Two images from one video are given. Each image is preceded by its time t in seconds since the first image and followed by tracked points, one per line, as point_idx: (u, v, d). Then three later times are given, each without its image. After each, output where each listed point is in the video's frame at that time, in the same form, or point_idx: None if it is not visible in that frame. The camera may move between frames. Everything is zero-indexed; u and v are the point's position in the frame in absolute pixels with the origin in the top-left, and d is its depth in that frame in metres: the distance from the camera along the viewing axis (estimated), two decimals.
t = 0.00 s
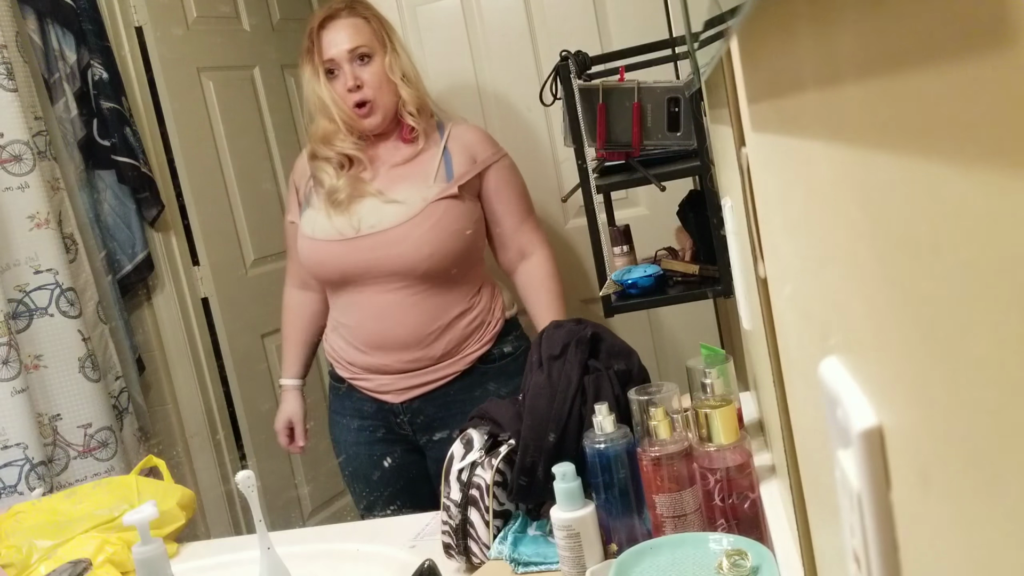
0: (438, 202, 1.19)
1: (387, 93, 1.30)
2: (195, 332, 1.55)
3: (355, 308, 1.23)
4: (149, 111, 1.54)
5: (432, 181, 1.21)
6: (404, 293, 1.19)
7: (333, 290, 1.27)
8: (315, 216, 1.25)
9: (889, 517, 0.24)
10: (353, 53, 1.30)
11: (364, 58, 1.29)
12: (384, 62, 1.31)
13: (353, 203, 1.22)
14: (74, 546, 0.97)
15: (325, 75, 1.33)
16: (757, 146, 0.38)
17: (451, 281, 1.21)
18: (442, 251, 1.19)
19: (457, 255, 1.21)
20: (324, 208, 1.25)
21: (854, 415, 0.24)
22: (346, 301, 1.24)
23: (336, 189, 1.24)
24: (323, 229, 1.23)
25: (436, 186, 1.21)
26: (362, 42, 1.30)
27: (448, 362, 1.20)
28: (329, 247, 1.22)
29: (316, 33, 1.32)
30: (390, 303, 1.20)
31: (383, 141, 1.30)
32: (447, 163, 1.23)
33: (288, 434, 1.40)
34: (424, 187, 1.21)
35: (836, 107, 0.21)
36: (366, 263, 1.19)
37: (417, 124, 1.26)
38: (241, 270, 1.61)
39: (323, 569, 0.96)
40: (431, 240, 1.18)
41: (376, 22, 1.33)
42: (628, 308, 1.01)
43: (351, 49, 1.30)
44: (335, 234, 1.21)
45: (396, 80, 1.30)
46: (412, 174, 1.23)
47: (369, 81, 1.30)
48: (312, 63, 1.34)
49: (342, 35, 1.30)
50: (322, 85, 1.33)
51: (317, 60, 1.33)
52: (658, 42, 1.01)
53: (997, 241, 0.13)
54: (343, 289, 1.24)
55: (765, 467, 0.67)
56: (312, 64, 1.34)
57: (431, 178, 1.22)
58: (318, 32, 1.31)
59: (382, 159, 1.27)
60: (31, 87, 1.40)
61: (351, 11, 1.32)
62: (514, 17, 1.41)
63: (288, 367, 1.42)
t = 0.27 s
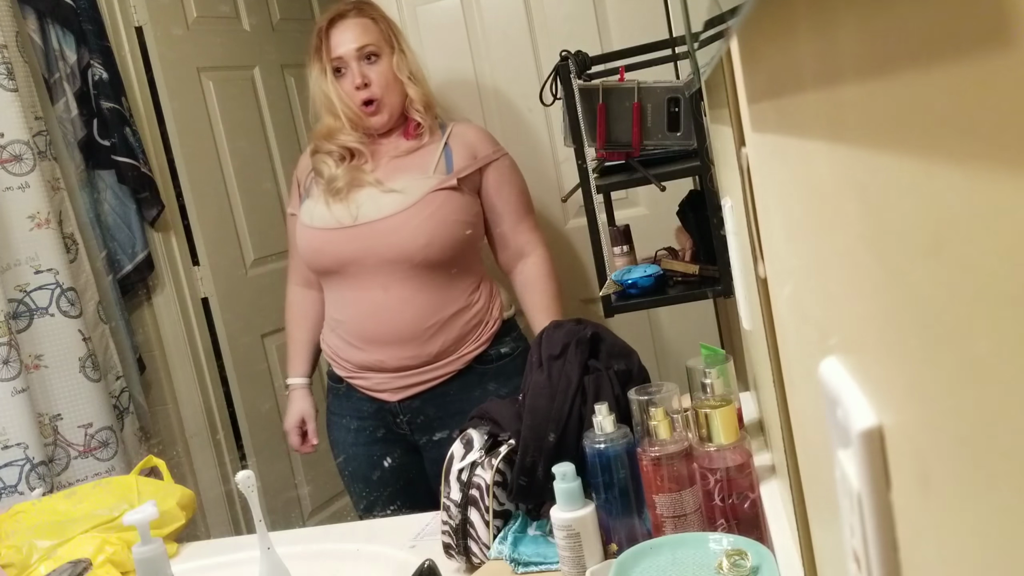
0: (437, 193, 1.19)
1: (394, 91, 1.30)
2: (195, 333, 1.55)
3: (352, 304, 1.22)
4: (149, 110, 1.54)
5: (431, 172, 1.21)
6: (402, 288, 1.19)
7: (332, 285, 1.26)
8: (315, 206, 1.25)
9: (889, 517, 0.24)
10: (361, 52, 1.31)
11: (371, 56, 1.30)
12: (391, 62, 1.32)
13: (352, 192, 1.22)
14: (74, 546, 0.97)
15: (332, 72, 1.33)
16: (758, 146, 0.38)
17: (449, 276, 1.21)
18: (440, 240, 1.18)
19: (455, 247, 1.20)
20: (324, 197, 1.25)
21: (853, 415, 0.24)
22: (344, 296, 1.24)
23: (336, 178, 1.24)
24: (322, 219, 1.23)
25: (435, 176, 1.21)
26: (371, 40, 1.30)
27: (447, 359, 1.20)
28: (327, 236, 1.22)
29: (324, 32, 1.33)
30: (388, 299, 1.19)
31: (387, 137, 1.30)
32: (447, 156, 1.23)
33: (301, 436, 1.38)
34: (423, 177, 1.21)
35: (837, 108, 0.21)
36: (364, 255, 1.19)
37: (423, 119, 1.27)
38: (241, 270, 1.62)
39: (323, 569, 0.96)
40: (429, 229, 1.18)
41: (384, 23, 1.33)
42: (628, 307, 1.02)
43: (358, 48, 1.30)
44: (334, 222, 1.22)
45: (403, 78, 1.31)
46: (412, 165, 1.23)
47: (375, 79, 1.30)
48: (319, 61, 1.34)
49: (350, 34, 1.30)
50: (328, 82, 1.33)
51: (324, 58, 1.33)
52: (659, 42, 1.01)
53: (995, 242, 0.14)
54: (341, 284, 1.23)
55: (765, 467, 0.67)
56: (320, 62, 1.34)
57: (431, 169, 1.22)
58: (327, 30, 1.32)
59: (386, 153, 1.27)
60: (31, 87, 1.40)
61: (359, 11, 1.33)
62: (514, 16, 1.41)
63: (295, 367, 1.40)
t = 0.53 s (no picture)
0: (439, 195, 1.19)
1: (395, 90, 1.31)
2: (196, 333, 1.57)
3: (352, 304, 1.22)
4: (149, 108, 1.53)
5: (433, 174, 1.21)
6: (402, 289, 1.19)
7: (332, 285, 1.26)
8: (316, 207, 1.25)
9: (889, 517, 0.24)
10: (362, 52, 1.30)
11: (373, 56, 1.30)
12: (393, 62, 1.32)
13: (354, 193, 1.22)
14: (74, 546, 0.97)
15: (333, 73, 1.33)
16: (758, 146, 0.38)
17: (449, 277, 1.21)
18: (440, 242, 1.18)
19: (456, 249, 1.20)
20: (325, 198, 1.25)
21: (854, 415, 0.24)
22: (344, 296, 1.24)
23: (337, 180, 1.24)
24: (323, 219, 1.23)
25: (437, 179, 1.21)
26: (372, 40, 1.30)
27: (446, 360, 1.20)
28: (328, 236, 1.22)
29: (325, 32, 1.32)
30: (388, 299, 1.19)
31: (389, 138, 1.31)
32: (450, 159, 1.23)
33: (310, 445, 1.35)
34: (426, 180, 1.20)
35: (836, 107, 0.21)
36: (364, 255, 1.19)
37: (425, 121, 1.27)
38: (240, 271, 1.63)
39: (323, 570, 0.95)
40: (430, 231, 1.17)
41: (385, 23, 1.33)
42: (628, 307, 1.00)
43: (360, 48, 1.30)
44: (334, 223, 1.21)
45: (405, 79, 1.31)
46: (414, 167, 1.23)
47: (376, 79, 1.30)
48: (321, 61, 1.34)
49: (351, 34, 1.30)
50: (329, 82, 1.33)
51: (326, 58, 1.33)
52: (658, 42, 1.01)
53: (997, 240, 0.13)
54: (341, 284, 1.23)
55: (766, 467, 0.67)
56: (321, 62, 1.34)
57: (433, 171, 1.21)
58: (329, 30, 1.32)
59: (388, 155, 1.28)
60: (30, 86, 1.38)
61: (360, 10, 1.32)
62: (514, 16, 1.41)
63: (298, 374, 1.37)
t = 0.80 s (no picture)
0: (440, 198, 1.19)
1: (398, 93, 1.31)
2: (195, 333, 1.57)
3: (353, 306, 1.22)
4: (149, 108, 1.53)
5: (435, 177, 1.21)
6: (403, 291, 1.19)
7: (334, 287, 1.26)
8: (318, 209, 1.25)
9: (889, 517, 0.24)
10: (365, 56, 1.30)
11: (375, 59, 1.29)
12: (395, 65, 1.32)
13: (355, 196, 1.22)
14: (74, 546, 0.97)
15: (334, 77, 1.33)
16: (758, 146, 0.38)
17: (450, 279, 1.21)
18: (441, 245, 1.18)
19: (457, 252, 1.20)
20: (327, 201, 1.25)
21: (854, 415, 0.24)
22: (345, 298, 1.24)
23: (340, 183, 1.24)
24: (325, 222, 1.23)
25: (439, 181, 1.21)
26: (374, 44, 1.30)
27: (447, 362, 1.20)
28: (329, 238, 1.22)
29: (327, 35, 1.32)
30: (389, 301, 1.19)
31: (392, 141, 1.31)
32: (452, 163, 1.23)
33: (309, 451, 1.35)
34: (427, 183, 1.21)
35: (836, 107, 0.21)
36: (365, 256, 1.19)
37: (428, 124, 1.27)
38: (241, 270, 1.64)
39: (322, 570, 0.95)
40: (431, 233, 1.18)
41: (387, 27, 1.33)
42: (627, 307, 1.01)
43: (362, 51, 1.30)
44: (335, 225, 1.22)
45: (407, 82, 1.31)
46: (416, 171, 1.23)
47: (379, 83, 1.30)
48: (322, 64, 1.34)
49: (353, 37, 1.30)
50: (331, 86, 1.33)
51: (328, 61, 1.33)
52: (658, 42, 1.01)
53: (997, 241, 0.13)
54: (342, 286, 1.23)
55: (765, 467, 0.67)
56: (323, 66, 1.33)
57: (435, 175, 1.22)
58: (331, 33, 1.32)
59: (391, 158, 1.27)
60: (31, 86, 1.38)
61: (361, 14, 1.32)
62: (514, 16, 1.41)
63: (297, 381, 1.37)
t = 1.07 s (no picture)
0: (441, 200, 1.20)
1: (400, 95, 1.31)
2: (195, 332, 1.53)
3: (353, 307, 1.22)
4: (149, 108, 1.53)
5: (437, 179, 1.22)
6: (403, 292, 1.19)
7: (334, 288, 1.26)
8: (319, 210, 1.25)
9: (889, 517, 0.24)
10: (366, 58, 1.30)
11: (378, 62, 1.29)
12: (397, 66, 1.31)
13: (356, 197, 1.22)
14: (74, 546, 0.97)
15: (336, 78, 1.32)
16: (758, 146, 0.38)
17: (450, 281, 1.21)
18: (442, 246, 1.18)
19: (458, 254, 1.20)
20: (328, 201, 1.25)
21: (854, 415, 0.24)
22: (345, 299, 1.24)
23: (342, 184, 1.24)
24: (325, 223, 1.23)
25: (440, 184, 1.21)
26: (376, 46, 1.29)
27: (446, 363, 1.20)
28: (330, 238, 1.22)
29: (328, 37, 1.32)
30: (389, 303, 1.19)
31: (394, 142, 1.31)
32: (454, 165, 1.24)
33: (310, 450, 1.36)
34: (429, 185, 1.21)
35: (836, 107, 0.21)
36: (365, 258, 1.19)
37: (431, 127, 1.28)
38: (241, 270, 1.62)
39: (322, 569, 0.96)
40: (432, 235, 1.18)
41: (388, 28, 1.33)
42: (627, 308, 1.01)
43: (364, 53, 1.30)
44: (336, 226, 1.22)
45: (409, 84, 1.31)
46: (418, 173, 1.23)
47: (381, 85, 1.30)
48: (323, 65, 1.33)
49: (355, 39, 1.29)
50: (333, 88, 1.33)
51: (329, 62, 1.32)
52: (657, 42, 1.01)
53: (996, 240, 0.14)
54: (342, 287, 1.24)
55: (766, 467, 0.67)
56: (324, 68, 1.33)
57: (436, 177, 1.22)
58: (332, 34, 1.31)
59: (393, 160, 1.28)
60: (31, 87, 1.40)
61: (363, 14, 1.32)
62: (514, 16, 1.41)
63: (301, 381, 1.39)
